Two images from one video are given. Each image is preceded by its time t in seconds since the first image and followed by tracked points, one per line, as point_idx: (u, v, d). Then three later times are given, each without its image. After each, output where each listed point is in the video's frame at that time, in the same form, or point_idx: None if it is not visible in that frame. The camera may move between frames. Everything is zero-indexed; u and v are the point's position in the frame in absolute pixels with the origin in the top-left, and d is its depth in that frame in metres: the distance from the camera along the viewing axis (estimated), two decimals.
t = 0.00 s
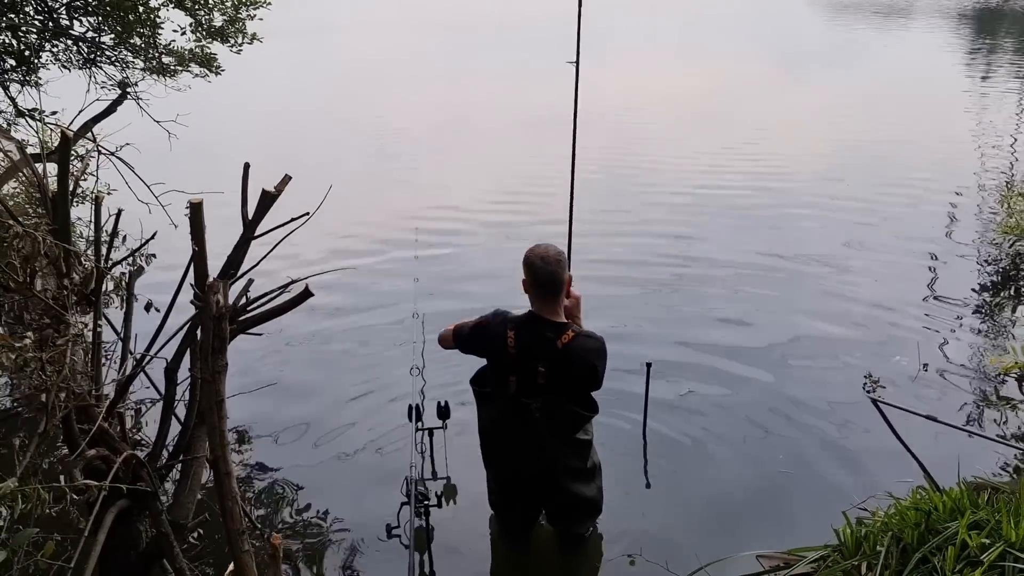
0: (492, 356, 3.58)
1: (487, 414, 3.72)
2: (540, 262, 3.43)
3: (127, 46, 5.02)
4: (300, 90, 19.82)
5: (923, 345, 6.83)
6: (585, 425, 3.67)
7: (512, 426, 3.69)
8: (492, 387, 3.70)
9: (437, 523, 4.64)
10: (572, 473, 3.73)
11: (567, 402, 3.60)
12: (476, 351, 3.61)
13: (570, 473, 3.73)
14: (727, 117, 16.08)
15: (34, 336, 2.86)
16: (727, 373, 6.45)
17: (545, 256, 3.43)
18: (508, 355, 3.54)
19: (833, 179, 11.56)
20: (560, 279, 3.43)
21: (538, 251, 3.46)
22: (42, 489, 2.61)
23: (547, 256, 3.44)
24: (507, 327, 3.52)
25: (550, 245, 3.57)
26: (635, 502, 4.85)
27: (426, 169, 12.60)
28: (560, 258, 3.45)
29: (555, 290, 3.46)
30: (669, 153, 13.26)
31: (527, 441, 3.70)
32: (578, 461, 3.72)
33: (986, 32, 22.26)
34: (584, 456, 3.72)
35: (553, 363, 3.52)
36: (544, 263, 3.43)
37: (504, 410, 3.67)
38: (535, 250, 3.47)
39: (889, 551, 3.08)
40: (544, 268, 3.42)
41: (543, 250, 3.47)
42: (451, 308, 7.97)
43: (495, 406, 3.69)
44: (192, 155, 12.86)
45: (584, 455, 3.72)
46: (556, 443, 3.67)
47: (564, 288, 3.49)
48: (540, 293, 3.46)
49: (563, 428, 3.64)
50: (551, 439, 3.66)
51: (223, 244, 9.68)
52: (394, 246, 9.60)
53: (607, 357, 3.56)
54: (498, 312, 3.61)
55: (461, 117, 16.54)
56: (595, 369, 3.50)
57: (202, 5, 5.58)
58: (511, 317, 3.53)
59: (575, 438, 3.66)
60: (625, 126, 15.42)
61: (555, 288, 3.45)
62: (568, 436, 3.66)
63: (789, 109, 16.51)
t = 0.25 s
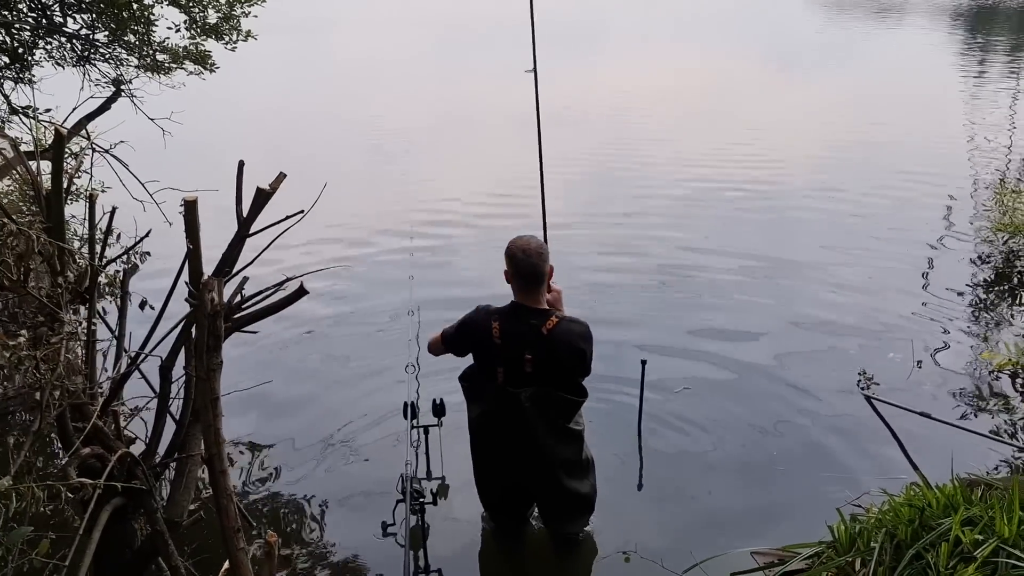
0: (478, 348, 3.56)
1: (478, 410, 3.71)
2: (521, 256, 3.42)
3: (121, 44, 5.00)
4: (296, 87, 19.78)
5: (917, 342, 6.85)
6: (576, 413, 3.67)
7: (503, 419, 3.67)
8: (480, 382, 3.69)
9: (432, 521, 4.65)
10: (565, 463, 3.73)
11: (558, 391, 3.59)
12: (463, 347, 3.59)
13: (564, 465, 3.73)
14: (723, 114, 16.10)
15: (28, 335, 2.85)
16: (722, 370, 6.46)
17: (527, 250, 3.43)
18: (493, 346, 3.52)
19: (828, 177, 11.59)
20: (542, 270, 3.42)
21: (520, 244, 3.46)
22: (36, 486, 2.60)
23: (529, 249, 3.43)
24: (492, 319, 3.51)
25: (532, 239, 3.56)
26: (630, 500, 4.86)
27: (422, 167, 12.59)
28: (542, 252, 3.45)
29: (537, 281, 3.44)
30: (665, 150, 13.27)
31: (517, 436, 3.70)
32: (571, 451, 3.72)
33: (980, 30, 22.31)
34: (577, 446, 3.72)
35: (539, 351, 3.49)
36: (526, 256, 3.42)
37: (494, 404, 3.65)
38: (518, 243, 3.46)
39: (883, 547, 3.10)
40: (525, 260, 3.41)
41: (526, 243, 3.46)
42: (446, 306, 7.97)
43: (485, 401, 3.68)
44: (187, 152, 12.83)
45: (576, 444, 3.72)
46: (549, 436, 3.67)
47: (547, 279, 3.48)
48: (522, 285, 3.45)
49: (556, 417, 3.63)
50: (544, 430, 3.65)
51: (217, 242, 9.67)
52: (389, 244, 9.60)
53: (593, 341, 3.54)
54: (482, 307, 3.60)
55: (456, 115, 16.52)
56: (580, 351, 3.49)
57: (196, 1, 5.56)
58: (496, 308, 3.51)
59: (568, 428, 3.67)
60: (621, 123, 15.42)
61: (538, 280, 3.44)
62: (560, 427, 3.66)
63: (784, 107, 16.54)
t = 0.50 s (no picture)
0: (460, 341, 3.57)
1: (465, 407, 3.70)
2: (501, 250, 3.43)
3: (114, 41, 4.99)
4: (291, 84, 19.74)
5: (911, 340, 6.88)
6: (563, 401, 3.68)
7: (490, 413, 3.66)
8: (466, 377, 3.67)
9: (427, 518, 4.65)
10: (555, 454, 3.74)
11: (545, 380, 3.59)
12: (445, 342, 3.59)
13: (554, 455, 3.74)
14: (717, 113, 16.12)
15: (22, 332, 2.84)
16: (716, 368, 6.48)
17: (506, 243, 3.44)
18: (476, 338, 3.53)
19: (823, 175, 11.61)
20: (520, 265, 3.43)
21: (499, 237, 3.47)
22: (31, 484, 2.60)
23: (508, 243, 3.44)
24: (473, 312, 3.52)
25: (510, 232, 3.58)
26: (623, 497, 4.86)
27: (416, 165, 12.58)
28: (520, 245, 3.47)
29: (515, 276, 3.46)
30: (659, 149, 13.28)
31: (506, 431, 3.69)
32: (559, 440, 3.73)
33: (974, 29, 22.38)
34: (565, 435, 3.73)
35: (522, 336, 3.49)
36: (505, 249, 3.43)
37: (481, 399, 3.64)
38: (496, 237, 3.47)
39: (877, 544, 3.11)
40: (504, 254, 3.42)
41: (505, 237, 3.48)
42: (441, 303, 7.96)
43: (472, 396, 3.67)
44: (181, 149, 12.80)
45: (565, 433, 3.73)
46: (537, 426, 3.67)
47: (525, 274, 3.49)
48: (502, 278, 3.47)
49: (543, 407, 3.64)
50: (532, 421, 3.66)
51: (212, 239, 9.64)
52: (384, 242, 9.59)
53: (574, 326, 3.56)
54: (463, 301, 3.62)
55: (452, 113, 16.52)
56: (562, 333, 3.51)
57: None
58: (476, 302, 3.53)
59: (556, 417, 3.68)
60: (616, 121, 15.43)
61: (517, 272, 3.46)
62: (548, 416, 3.67)
63: (779, 105, 16.56)
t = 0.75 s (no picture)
0: (446, 338, 3.59)
1: (453, 404, 3.72)
2: (485, 248, 3.43)
3: (109, 39, 4.98)
4: (286, 83, 19.71)
5: (903, 340, 6.90)
6: (551, 397, 3.69)
7: (478, 411, 3.68)
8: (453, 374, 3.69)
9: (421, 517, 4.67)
10: (544, 450, 3.75)
11: (531, 377, 3.60)
12: (432, 340, 3.62)
13: (543, 452, 3.75)
14: (712, 113, 16.15)
15: (15, 330, 2.84)
16: (710, 367, 6.50)
17: (489, 242, 3.44)
18: (461, 335, 3.54)
19: (816, 175, 11.65)
20: (503, 263, 3.44)
21: (483, 236, 3.47)
22: (25, 483, 2.60)
23: (492, 242, 3.44)
24: (458, 310, 3.54)
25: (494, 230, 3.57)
26: (616, 496, 4.88)
27: (411, 164, 12.58)
28: (504, 243, 3.47)
29: (499, 273, 3.47)
30: (654, 148, 13.31)
31: (494, 428, 3.70)
32: (548, 436, 3.74)
33: (967, 31, 22.47)
34: (554, 430, 3.75)
35: (507, 333, 3.50)
36: (489, 248, 3.43)
37: (469, 396, 3.66)
38: (480, 235, 3.47)
39: (868, 543, 3.13)
40: (488, 252, 3.42)
41: (489, 235, 3.48)
42: (435, 302, 7.97)
43: (459, 393, 3.69)
44: (175, 148, 12.77)
45: (553, 428, 3.74)
46: (524, 422, 3.68)
47: (508, 271, 3.51)
48: (486, 276, 3.48)
49: (530, 402, 3.65)
50: (520, 418, 3.67)
51: (206, 238, 9.63)
52: (379, 241, 9.59)
53: (559, 320, 3.57)
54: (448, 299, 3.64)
55: (446, 112, 16.53)
56: (547, 331, 3.51)
57: None
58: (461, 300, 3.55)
59: (544, 412, 3.69)
60: (611, 121, 15.44)
61: (501, 270, 3.47)
62: (536, 412, 3.68)
63: (773, 105, 16.62)
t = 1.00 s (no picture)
0: (436, 338, 3.61)
1: (443, 402, 3.74)
2: (470, 251, 3.42)
3: (103, 38, 4.97)
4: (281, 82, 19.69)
5: (897, 340, 6.93)
6: (541, 395, 3.69)
7: (468, 408, 3.69)
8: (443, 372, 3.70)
9: (415, 516, 4.67)
10: (535, 448, 3.76)
11: (520, 374, 3.60)
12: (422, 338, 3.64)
13: (534, 449, 3.76)
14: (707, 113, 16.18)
15: (8, 329, 2.84)
16: (704, 367, 6.51)
17: (474, 244, 3.42)
18: (450, 335, 3.55)
19: (811, 176, 11.68)
20: (490, 263, 3.43)
21: (468, 237, 3.45)
22: (17, 482, 2.60)
23: (477, 244, 3.42)
24: (446, 309, 3.54)
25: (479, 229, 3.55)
26: (609, 496, 4.89)
27: (407, 163, 12.58)
28: (490, 243, 3.45)
29: (486, 273, 3.46)
30: (649, 149, 13.32)
31: (483, 426, 3.71)
32: (538, 433, 3.75)
33: (962, 32, 22.54)
34: (544, 428, 3.75)
35: (495, 332, 3.50)
36: (474, 250, 3.41)
37: (459, 393, 3.67)
38: (466, 237, 3.45)
39: (861, 543, 3.14)
40: (473, 255, 3.41)
41: (474, 236, 3.46)
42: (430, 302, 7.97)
43: (449, 391, 3.70)
44: (170, 147, 12.75)
45: (544, 425, 3.74)
46: (513, 420, 3.68)
47: (496, 270, 3.50)
48: (473, 277, 3.48)
49: (519, 400, 3.65)
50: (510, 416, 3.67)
51: (200, 237, 9.62)
52: (374, 241, 9.59)
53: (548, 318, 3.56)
54: (437, 300, 3.64)
55: (442, 112, 16.53)
56: (536, 329, 3.50)
57: None
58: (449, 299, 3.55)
59: (534, 410, 3.69)
60: (606, 121, 15.46)
61: (487, 270, 3.46)
62: (526, 410, 3.68)
63: (768, 106, 16.65)
